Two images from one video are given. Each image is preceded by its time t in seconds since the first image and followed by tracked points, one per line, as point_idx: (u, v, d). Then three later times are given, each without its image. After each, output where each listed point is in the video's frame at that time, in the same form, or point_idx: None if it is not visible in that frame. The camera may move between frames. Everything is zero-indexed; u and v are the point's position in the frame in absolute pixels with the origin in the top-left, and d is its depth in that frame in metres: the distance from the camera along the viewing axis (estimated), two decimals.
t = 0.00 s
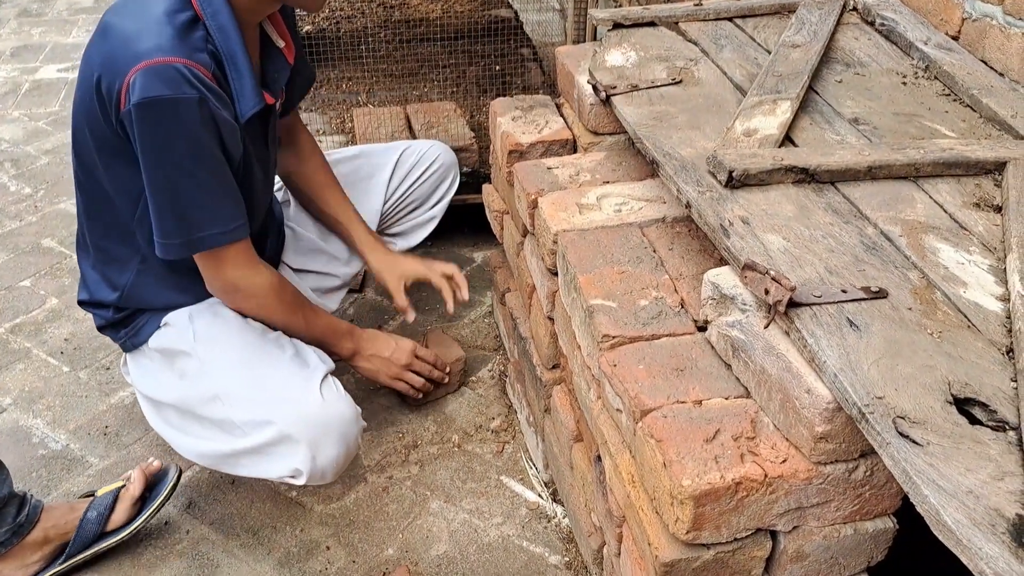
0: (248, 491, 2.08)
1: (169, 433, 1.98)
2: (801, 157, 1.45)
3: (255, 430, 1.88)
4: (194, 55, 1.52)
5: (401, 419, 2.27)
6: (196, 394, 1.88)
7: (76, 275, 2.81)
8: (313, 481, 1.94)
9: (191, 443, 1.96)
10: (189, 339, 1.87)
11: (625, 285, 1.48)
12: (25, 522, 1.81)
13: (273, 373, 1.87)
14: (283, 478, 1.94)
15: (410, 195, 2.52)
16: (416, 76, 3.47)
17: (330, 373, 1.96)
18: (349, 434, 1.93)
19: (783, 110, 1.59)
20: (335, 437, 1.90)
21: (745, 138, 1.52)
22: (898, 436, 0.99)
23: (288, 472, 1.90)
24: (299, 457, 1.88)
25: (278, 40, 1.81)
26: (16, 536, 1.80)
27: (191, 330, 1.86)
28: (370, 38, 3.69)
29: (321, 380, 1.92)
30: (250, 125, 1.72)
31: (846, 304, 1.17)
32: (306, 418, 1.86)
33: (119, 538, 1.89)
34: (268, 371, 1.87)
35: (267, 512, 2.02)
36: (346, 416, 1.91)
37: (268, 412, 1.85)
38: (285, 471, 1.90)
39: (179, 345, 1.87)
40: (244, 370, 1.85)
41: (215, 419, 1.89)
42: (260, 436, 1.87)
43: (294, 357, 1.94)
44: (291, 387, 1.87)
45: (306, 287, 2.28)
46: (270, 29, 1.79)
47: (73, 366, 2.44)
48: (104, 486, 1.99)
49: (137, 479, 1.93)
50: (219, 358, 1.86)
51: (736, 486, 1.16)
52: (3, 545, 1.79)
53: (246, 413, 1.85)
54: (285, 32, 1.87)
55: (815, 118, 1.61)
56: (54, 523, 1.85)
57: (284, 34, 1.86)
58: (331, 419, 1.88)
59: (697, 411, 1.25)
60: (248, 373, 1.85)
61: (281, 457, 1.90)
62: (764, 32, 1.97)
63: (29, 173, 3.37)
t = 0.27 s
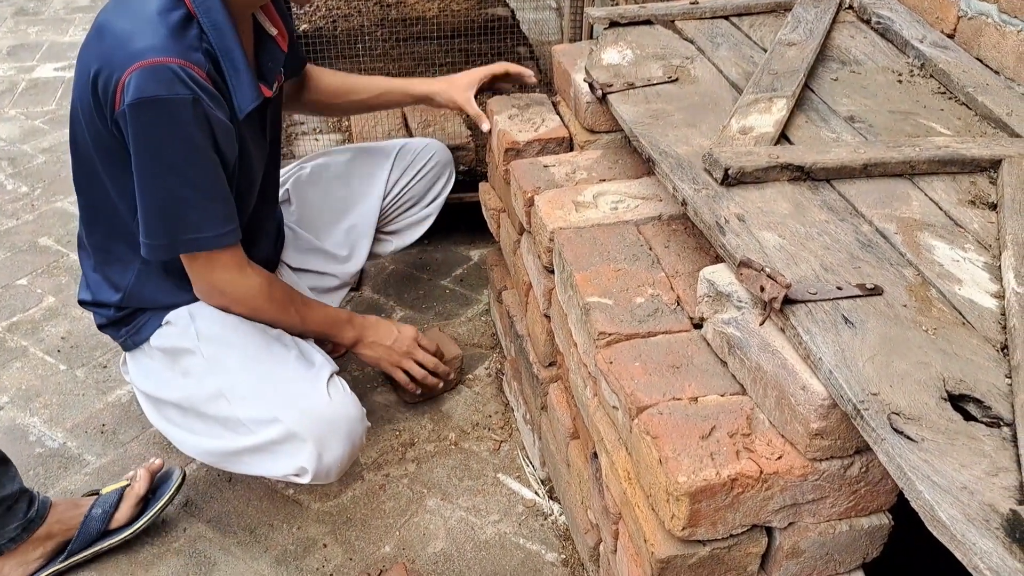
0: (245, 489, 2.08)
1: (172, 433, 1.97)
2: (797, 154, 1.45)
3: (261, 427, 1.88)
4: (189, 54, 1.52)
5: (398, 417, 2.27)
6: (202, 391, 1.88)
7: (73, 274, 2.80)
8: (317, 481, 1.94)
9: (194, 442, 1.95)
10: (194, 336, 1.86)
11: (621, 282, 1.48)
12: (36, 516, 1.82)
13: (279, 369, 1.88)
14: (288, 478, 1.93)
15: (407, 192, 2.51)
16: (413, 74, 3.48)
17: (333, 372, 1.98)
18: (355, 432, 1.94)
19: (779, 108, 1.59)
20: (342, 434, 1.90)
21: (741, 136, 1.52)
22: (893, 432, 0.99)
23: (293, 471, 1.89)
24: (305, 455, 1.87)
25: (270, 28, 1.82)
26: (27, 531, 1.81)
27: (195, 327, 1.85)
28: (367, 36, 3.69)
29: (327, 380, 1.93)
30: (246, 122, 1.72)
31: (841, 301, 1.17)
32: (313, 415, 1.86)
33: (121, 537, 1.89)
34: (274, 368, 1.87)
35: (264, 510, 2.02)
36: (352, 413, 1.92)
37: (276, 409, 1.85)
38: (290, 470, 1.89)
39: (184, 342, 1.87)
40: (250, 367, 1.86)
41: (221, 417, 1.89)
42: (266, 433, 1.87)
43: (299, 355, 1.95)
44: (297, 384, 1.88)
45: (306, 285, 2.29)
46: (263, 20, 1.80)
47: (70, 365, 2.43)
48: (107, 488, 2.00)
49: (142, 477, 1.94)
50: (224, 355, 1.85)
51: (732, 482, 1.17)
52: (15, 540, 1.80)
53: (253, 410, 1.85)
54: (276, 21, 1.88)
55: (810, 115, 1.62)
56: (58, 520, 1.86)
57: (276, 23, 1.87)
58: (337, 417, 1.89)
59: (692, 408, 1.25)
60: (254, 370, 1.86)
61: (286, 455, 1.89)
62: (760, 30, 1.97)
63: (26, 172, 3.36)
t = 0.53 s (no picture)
0: (243, 487, 2.08)
1: (177, 430, 1.97)
2: (792, 153, 1.46)
3: (269, 417, 1.88)
4: (179, 46, 1.53)
5: (395, 415, 2.27)
6: (206, 384, 1.88)
7: (70, 272, 2.80)
8: (327, 469, 1.93)
9: (199, 437, 1.95)
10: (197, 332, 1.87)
11: (617, 280, 1.48)
12: (50, 507, 1.84)
13: (285, 359, 1.89)
14: (297, 467, 1.92)
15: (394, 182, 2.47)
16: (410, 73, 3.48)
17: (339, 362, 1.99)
18: (363, 419, 1.94)
19: (775, 107, 1.59)
20: (350, 421, 1.90)
21: (736, 134, 1.53)
22: (887, 429, 0.99)
23: (302, 459, 1.89)
24: (314, 442, 1.87)
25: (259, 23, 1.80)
26: (40, 522, 1.83)
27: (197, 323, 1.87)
28: (364, 35, 3.69)
29: (333, 368, 1.94)
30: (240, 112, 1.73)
31: (836, 299, 1.18)
32: (320, 402, 1.86)
33: (122, 538, 1.89)
34: (279, 358, 1.88)
35: (261, 508, 2.02)
36: (360, 399, 1.92)
37: (283, 397, 1.85)
38: (299, 458, 1.89)
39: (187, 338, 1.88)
40: (255, 358, 1.87)
41: (227, 410, 1.89)
42: (273, 422, 1.87)
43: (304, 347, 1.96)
44: (304, 372, 1.88)
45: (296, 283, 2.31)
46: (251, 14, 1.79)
47: (67, 363, 2.43)
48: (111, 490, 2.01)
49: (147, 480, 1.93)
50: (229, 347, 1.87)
51: (727, 479, 1.17)
52: (27, 531, 1.82)
53: (259, 399, 1.85)
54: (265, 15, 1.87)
55: (806, 114, 1.62)
56: (64, 514, 1.87)
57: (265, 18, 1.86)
58: (345, 403, 1.89)
59: (688, 406, 1.25)
60: (260, 360, 1.87)
61: (294, 444, 1.89)
62: (756, 29, 1.98)
63: (23, 171, 3.36)
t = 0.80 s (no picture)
0: (241, 486, 2.08)
1: (170, 427, 1.97)
2: (789, 152, 1.46)
3: (260, 416, 1.88)
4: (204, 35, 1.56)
5: (393, 414, 2.28)
6: (200, 381, 1.89)
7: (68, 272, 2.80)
8: (318, 468, 1.94)
9: (193, 435, 1.96)
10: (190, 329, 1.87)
11: (615, 278, 1.49)
12: (50, 505, 1.84)
13: (279, 359, 1.89)
14: (288, 466, 1.93)
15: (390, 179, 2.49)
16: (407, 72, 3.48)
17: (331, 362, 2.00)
18: (355, 419, 1.95)
19: (772, 106, 1.60)
20: (342, 422, 1.91)
21: (733, 133, 1.53)
22: (883, 426, 1.00)
23: (293, 458, 1.89)
24: (305, 442, 1.87)
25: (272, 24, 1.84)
26: (40, 521, 1.82)
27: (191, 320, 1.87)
28: (362, 35, 3.69)
29: (325, 367, 1.95)
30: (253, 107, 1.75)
31: (833, 297, 1.18)
32: (312, 402, 1.87)
33: (122, 537, 1.89)
34: (273, 357, 1.89)
35: (259, 507, 2.02)
36: (352, 399, 1.94)
37: (275, 397, 1.86)
38: (290, 457, 1.89)
39: (180, 336, 1.88)
40: (249, 356, 1.88)
41: (219, 408, 1.89)
42: (265, 421, 1.87)
43: (296, 346, 1.97)
44: (297, 372, 1.89)
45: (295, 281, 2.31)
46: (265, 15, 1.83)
47: (65, 363, 2.43)
48: (110, 489, 2.00)
49: (146, 480, 1.93)
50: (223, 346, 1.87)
51: (725, 477, 1.17)
52: (28, 531, 1.81)
53: (252, 398, 1.86)
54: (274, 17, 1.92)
55: (803, 113, 1.63)
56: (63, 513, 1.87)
57: (277, 19, 1.90)
58: (337, 403, 1.90)
59: (685, 404, 1.26)
60: (253, 359, 1.88)
61: (286, 444, 1.90)
62: (753, 28, 1.98)
63: (21, 170, 3.36)
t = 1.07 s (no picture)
0: (239, 486, 2.08)
1: (172, 428, 1.98)
2: (787, 151, 1.46)
3: (266, 416, 1.89)
4: (203, 37, 1.59)
5: (391, 414, 2.28)
6: (202, 383, 1.89)
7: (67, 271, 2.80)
8: (325, 465, 1.95)
9: (196, 435, 1.96)
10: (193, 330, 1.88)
11: (613, 278, 1.49)
12: (50, 506, 1.83)
13: (282, 358, 1.90)
14: (295, 464, 1.95)
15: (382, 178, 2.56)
16: (405, 72, 3.48)
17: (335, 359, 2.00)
18: (359, 418, 1.95)
19: (770, 106, 1.60)
20: (346, 419, 1.92)
21: (731, 133, 1.53)
22: (881, 425, 1.00)
23: (300, 457, 1.91)
24: (312, 441, 1.89)
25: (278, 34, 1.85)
26: (41, 522, 1.82)
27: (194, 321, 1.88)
28: (360, 35, 3.69)
29: (327, 364, 1.94)
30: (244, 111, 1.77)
31: (830, 296, 1.18)
32: (317, 401, 1.88)
33: (122, 538, 1.89)
34: (275, 358, 1.89)
35: (257, 507, 2.02)
36: (357, 397, 1.94)
37: (280, 397, 1.87)
38: (296, 456, 1.91)
39: (183, 336, 1.88)
40: (250, 358, 1.88)
41: (224, 409, 1.90)
42: (270, 422, 1.89)
43: (297, 343, 1.97)
44: (301, 371, 1.90)
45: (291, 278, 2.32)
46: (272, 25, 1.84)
47: (63, 362, 2.43)
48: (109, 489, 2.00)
49: (143, 480, 1.92)
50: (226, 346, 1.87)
51: (723, 475, 1.17)
52: (28, 532, 1.80)
53: (255, 400, 1.87)
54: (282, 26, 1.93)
55: (801, 113, 1.63)
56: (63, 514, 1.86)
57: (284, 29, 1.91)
58: (341, 401, 1.90)
59: (683, 403, 1.26)
60: (254, 360, 1.88)
61: (291, 443, 1.91)
62: (751, 29, 1.98)
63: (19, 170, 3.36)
